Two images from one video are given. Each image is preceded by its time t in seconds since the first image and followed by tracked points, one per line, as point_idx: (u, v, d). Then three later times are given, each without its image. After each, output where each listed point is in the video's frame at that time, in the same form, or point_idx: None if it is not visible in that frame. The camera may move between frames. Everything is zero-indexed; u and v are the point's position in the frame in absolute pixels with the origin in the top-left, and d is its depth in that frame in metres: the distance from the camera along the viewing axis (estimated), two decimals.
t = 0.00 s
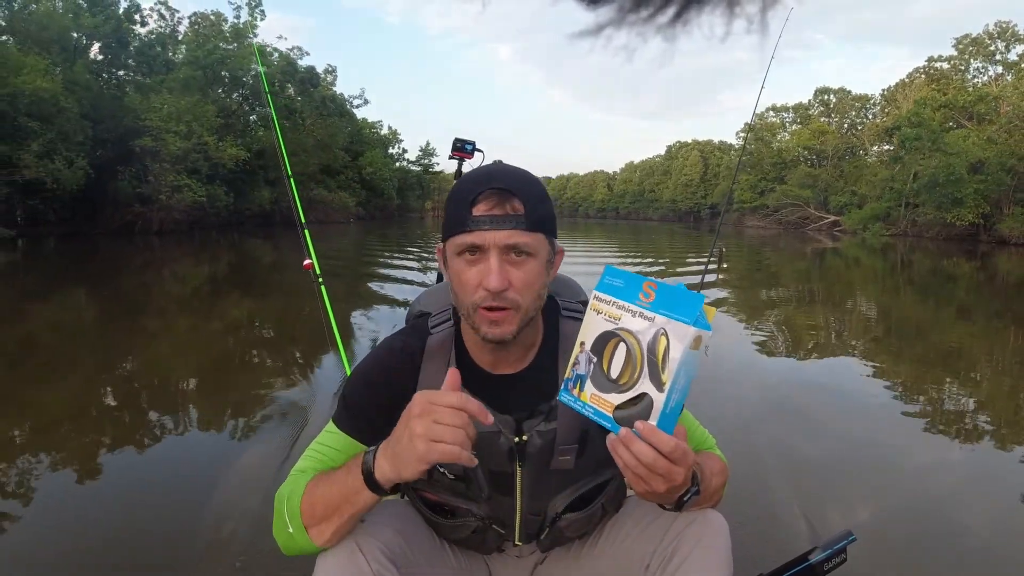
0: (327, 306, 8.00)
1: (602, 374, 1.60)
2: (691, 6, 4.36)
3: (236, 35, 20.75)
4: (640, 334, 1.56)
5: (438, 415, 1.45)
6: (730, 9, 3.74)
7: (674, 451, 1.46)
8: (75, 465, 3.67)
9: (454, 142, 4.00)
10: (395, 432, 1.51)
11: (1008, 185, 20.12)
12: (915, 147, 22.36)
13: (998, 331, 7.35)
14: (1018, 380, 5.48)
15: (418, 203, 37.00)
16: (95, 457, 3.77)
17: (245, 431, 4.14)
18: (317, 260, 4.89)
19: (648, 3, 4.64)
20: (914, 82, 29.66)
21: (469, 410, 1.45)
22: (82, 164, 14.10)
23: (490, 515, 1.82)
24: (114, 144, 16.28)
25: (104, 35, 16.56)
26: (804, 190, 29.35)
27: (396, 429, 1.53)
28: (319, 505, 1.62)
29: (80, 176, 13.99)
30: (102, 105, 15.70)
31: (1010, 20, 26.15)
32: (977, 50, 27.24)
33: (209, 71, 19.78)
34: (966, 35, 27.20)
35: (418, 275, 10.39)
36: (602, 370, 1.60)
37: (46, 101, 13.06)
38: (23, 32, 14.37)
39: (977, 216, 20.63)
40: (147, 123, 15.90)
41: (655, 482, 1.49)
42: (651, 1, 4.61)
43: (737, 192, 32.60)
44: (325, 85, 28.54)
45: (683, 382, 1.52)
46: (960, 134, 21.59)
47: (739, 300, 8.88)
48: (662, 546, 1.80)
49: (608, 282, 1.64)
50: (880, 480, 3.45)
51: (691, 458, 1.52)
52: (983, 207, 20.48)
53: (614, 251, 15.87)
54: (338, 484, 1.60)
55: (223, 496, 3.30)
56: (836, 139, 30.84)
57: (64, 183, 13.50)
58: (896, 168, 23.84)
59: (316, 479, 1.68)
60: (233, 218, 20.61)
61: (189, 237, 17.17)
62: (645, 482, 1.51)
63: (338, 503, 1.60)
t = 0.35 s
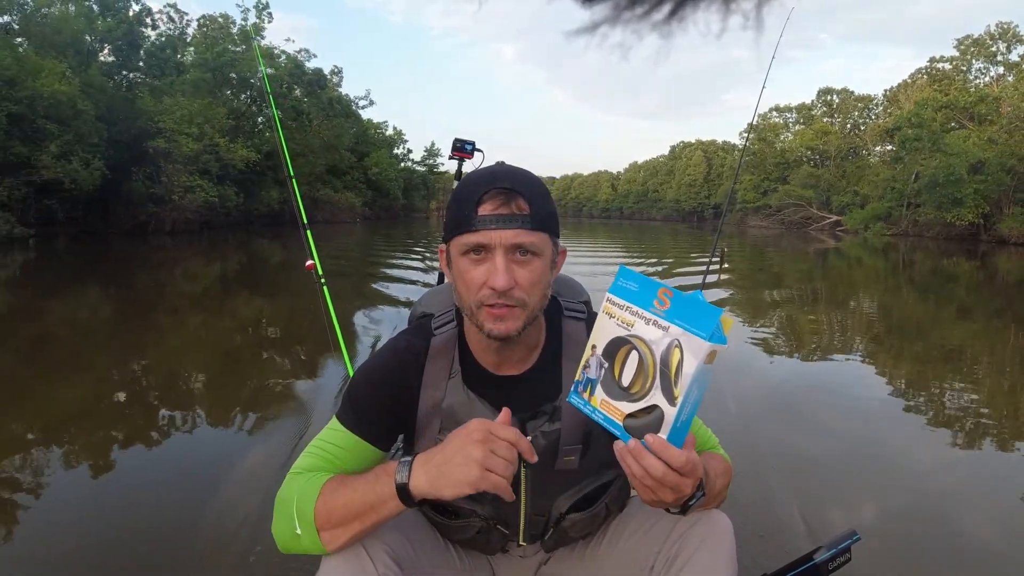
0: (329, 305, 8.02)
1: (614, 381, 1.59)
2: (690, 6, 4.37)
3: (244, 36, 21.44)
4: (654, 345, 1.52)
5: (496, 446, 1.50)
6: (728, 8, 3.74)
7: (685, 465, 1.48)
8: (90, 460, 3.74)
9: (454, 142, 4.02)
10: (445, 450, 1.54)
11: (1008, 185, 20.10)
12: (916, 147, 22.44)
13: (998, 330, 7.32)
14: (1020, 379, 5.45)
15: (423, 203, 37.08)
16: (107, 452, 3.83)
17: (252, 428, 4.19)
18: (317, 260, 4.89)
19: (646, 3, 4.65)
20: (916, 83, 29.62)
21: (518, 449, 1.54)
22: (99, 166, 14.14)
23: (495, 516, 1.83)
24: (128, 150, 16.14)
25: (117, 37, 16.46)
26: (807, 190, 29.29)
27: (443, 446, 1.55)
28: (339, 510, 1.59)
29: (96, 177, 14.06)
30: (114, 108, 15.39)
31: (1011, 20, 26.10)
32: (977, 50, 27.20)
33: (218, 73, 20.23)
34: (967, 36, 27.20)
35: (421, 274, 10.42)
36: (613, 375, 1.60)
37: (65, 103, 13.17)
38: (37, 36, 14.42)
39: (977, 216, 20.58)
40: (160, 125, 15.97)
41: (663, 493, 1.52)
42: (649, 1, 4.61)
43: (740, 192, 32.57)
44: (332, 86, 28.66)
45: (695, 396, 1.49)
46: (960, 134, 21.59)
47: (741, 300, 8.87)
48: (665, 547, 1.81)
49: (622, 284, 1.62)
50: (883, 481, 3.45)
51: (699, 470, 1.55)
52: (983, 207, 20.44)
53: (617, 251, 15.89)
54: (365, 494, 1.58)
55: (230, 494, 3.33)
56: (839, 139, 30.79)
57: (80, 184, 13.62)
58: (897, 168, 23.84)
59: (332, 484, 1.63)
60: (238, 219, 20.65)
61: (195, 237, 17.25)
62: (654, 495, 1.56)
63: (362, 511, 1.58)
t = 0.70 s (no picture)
0: (331, 305, 8.03)
1: (569, 445, 1.48)
2: (691, 7, 4.37)
3: (251, 38, 22.03)
4: (600, 393, 1.48)
5: (486, 475, 1.49)
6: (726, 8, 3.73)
7: (678, 484, 1.52)
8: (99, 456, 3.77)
9: (453, 142, 4.03)
10: (444, 463, 1.54)
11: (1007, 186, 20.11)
12: (915, 149, 22.51)
13: (998, 330, 7.32)
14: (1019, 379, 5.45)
15: (426, 203, 37.15)
16: (118, 450, 3.86)
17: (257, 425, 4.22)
18: (317, 260, 4.89)
19: (647, 3, 4.65)
20: (917, 85, 29.64)
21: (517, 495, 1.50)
22: (113, 166, 14.22)
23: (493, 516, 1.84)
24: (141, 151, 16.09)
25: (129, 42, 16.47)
26: (808, 190, 29.27)
27: (443, 457, 1.56)
28: (342, 510, 1.60)
29: (110, 178, 14.04)
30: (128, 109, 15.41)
31: (1011, 22, 26.11)
32: (978, 52, 27.22)
33: (227, 75, 20.61)
34: (967, 37, 27.21)
35: (422, 274, 10.44)
36: (565, 441, 1.49)
37: (81, 105, 13.27)
38: (51, 38, 14.52)
39: (975, 217, 20.60)
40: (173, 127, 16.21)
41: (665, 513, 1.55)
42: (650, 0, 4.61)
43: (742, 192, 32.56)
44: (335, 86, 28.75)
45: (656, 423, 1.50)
46: (959, 136, 21.62)
47: (741, 300, 8.87)
48: (664, 547, 1.81)
49: (525, 349, 1.48)
50: (886, 481, 3.45)
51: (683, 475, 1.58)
52: (982, 208, 20.45)
53: (619, 251, 15.89)
54: (367, 497, 1.59)
55: (234, 493, 3.35)
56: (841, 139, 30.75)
57: (96, 184, 13.68)
58: (896, 169, 23.86)
59: (334, 484, 1.64)
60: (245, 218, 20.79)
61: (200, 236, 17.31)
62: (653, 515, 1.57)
63: (366, 514, 1.60)
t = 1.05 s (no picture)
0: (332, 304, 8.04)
1: (627, 351, 1.60)
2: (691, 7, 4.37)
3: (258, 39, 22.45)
4: (677, 317, 1.59)
5: (490, 452, 1.51)
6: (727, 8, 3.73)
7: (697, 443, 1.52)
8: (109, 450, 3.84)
9: (455, 142, 4.04)
10: (441, 456, 1.55)
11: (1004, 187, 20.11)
12: (913, 151, 22.58)
13: (997, 331, 7.32)
14: (1019, 381, 5.44)
15: (429, 203, 37.24)
16: (127, 441, 3.96)
17: (258, 423, 4.25)
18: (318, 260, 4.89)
19: (647, 3, 4.67)
20: (917, 87, 29.65)
21: (522, 439, 1.50)
22: (125, 164, 14.48)
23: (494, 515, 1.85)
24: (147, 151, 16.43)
25: (137, 44, 16.82)
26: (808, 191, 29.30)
27: (442, 449, 1.57)
28: (340, 511, 1.60)
29: (122, 177, 14.41)
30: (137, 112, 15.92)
31: (1010, 25, 26.10)
32: (977, 55, 27.22)
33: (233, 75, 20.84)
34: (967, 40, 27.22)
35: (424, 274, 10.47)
36: (626, 346, 1.60)
37: (94, 107, 13.66)
38: (64, 41, 14.92)
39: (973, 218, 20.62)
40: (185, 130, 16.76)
41: (684, 464, 1.55)
42: None
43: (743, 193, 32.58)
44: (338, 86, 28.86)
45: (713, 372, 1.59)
46: (956, 138, 21.66)
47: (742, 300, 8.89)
48: (666, 546, 1.81)
49: (637, 250, 1.63)
50: (888, 483, 3.45)
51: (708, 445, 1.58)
52: (979, 210, 20.47)
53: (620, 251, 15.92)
54: (363, 496, 1.59)
55: (235, 491, 3.36)
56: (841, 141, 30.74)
57: (108, 183, 13.94)
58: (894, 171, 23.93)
59: (334, 485, 1.65)
60: (252, 217, 20.93)
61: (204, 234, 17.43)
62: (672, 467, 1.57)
63: (363, 513, 1.59)
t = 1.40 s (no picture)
0: (332, 303, 8.04)
1: (618, 345, 1.59)
2: (690, 7, 4.36)
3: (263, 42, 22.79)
4: (665, 313, 1.53)
5: (493, 460, 1.53)
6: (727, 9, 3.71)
7: (689, 433, 1.53)
8: (116, 447, 3.89)
9: (455, 142, 4.06)
10: (442, 458, 1.56)
11: (1001, 188, 20.10)
12: (910, 152, 22.63)
13: (994, 331, 7.34)
14: (1017, 380, 5.45)
15: (430, 203, 37.29)
16: (133, 440, 3.99)
17: (260, 423, 4.27)
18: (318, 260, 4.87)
19: (649, 4, 4.66)
20: (916, 89, 29.67)
21: (521, 460, 1.55)
22: (136, 165, 14.90)
23: (493, 516, 1.86)
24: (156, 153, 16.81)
25: (145, 47, 17.00)
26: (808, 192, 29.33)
27: (442, 453, 1.57)
28: (338, 511, 1.62)
29: (133, 177, 14.84)
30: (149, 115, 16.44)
31: (1008, 27, 26.13)
32: (975, 57, 27.23)
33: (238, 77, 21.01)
34: (965, 41, 27.22)
35: (424, 274, 10.48)
36: (617, 339, 1.59)
37: (107, 109, 14.00)
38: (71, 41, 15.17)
39: (970, 219, 20.63)
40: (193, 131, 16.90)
41: (669, 460, 1.56)
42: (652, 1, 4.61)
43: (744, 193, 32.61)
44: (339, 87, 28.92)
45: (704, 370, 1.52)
46: (954, 139, 21.68)
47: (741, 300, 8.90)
48: (664, 547, 1.81)
49: (627, 244, 1.56)
50: (885, 485, 3.45)
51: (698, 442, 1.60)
52: (976, 210, 20.47)
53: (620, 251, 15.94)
54: (360, 498, 1.60)
55: (238, 489, 3.39)
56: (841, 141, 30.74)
57: (120, 183, 14.36)
58: (893, 172, 23.96)
59: (332, 485, 1.66)
60: (257, 217, 21.05)
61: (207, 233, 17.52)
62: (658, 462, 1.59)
63: (360, 513, 1.60)
